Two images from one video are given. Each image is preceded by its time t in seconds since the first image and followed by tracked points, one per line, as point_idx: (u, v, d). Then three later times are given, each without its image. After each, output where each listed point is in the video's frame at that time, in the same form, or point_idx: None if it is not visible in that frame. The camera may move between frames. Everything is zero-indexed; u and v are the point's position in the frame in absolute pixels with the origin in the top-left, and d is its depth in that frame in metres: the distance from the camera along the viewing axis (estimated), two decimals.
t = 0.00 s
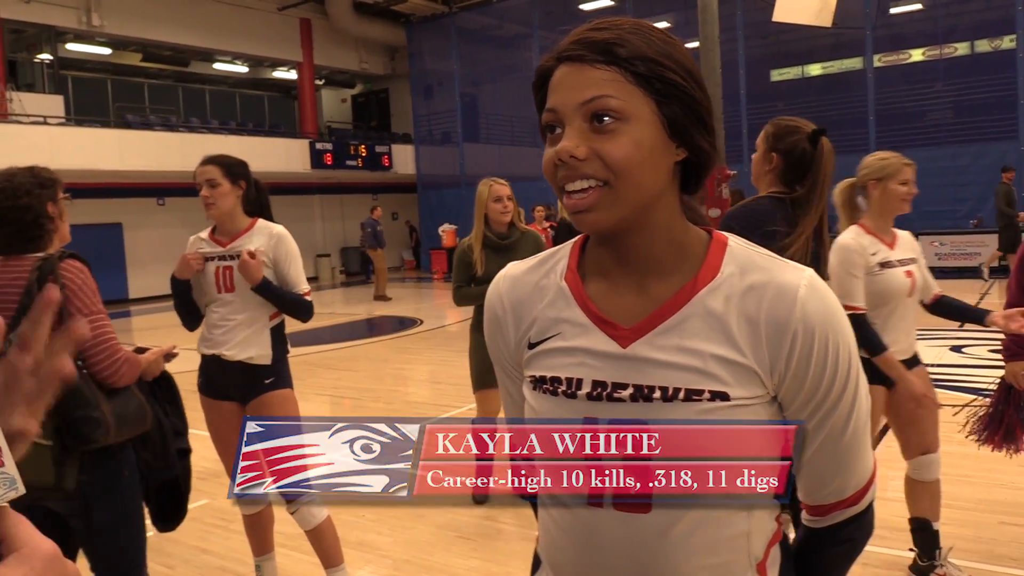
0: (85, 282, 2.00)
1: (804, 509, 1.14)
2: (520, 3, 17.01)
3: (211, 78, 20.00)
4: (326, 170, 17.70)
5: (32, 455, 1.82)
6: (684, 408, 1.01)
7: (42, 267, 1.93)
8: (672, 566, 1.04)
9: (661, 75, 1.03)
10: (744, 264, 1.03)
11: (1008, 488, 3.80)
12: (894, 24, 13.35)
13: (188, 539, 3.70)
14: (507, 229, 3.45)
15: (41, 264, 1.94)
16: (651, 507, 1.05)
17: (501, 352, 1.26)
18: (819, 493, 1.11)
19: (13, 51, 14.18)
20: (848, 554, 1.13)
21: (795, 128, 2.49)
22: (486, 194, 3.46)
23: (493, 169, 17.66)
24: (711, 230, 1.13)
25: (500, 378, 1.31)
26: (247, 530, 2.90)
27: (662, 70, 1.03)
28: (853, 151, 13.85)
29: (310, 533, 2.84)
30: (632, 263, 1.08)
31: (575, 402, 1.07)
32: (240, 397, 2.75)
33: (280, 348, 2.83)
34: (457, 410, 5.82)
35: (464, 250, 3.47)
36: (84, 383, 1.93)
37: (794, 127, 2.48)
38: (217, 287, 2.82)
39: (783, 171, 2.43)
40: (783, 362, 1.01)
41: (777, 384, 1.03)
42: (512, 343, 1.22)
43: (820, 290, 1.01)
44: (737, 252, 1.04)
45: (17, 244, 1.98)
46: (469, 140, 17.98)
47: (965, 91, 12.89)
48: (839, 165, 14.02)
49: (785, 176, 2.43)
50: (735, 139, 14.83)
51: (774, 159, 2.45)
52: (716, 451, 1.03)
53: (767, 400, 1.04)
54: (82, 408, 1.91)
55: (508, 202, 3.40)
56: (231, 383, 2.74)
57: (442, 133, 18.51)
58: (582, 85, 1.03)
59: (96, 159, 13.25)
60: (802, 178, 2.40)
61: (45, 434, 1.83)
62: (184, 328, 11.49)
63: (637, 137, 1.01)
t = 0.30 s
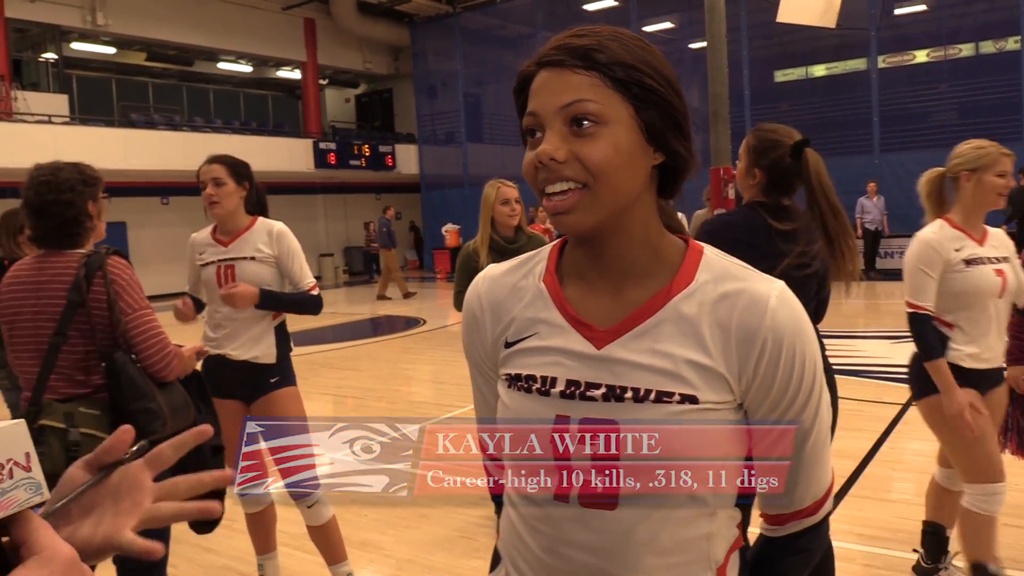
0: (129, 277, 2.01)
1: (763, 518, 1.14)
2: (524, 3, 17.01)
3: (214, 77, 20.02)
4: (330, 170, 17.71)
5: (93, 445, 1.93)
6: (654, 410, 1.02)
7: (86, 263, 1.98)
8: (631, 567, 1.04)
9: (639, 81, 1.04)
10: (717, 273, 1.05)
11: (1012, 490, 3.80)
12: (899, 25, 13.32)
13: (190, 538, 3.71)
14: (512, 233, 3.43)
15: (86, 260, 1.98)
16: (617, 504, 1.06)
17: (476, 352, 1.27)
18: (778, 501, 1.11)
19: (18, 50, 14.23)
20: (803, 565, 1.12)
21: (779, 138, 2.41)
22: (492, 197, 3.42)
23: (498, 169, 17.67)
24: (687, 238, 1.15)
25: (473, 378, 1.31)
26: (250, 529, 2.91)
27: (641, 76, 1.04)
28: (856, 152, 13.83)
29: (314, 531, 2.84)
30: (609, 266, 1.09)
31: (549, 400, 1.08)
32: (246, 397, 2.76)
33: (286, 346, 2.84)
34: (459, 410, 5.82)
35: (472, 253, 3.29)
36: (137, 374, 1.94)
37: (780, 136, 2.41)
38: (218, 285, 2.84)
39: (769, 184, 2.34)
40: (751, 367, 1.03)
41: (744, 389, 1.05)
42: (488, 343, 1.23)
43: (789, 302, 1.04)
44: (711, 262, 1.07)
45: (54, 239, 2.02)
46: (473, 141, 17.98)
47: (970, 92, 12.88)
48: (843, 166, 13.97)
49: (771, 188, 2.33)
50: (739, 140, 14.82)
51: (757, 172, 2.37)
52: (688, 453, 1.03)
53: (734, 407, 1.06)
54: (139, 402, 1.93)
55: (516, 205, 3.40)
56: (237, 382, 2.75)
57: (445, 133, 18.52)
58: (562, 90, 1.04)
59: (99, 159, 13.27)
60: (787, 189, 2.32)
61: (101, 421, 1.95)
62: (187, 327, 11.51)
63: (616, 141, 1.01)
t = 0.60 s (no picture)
0: (156, 274, 2.02)
1: (756, 516, 1.18)
2: (526, 2, 17.00)
3: (216, 76, 20.02)
4: (332, 170, 17.71)
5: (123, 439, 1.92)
6: (656, 410, 1.00)
7: (114, 261, 1.97)
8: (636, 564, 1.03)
9: (647, 84, 1.03)
10: (719, 275, 1.06)
11: (1013, 490, 3.79)
12: (901, 24, 13.29)
13: (193, 537, 3.72)
14: (510, 229, 3.42)
15: (113, 257, 1.97)
16: (619, 504, 1.03)
17: (468, 349, 1.24)
18: (773, 501, 1.14)
19: (20, 50, 14.29)
20: (796, 558, 1.17)
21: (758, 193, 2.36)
22: (488, 192, 3.43)
23: (499, 169, 17.68)
24: (686, 241, 1.15)
25: (463, 375, 1.29)
26: (253, 528, 2.93)
27: (649, 79, 1.03)
28: (858, 151, 13.81)
29: (318, 531, 2.88)
30: (611, 266, 1.09)
31: (549, 399, 1.06)
32: (254, 395, 2.78)
33: (289, 345, 2.83)
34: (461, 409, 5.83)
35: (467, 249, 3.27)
36: (167, 370, 1.96)
37: (760, 191, 2.37)
38: (221, 282, 2.83)
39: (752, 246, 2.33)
40: (753, 370, 1.04)
41: (745, 391, 1.05)
42: (481, 341, 1.21)
43: (790, 306, 1.04)
44: (713, 263, 1.07)
45: (77, 243, 2.00)
46: (474, 140, 17.96)
47: (973, 92, 12.86)
48: (845, 166, 13.93)
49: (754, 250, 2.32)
50: (742, 140, 14.83)
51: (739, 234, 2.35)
52: (692, 455, 1.01)
53: (735, 408, 1.06)
54: (170, 397, 1.95)
55: (513, 199, 3.39)
56: (246, 380, 2.77)
57: (447, 133, 18.52)
58: (570, 92, 1.03)
59: (102, 159, 13.29)
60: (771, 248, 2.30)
61: (130, 415, 1.95)
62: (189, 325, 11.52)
63: (623, 144, 1.01)
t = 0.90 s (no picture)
0: (162, 276, 2.01)
1: (802, 511, 1.13)
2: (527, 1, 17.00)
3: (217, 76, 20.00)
4: (334, 169, 17.70)
5: (136, 446, 1.84)
6: (693, 409, 0.97)
7: (120, 264, 1.97)
8: (680, 566, 1.00)
9: (677, 69, 1.03)
10: (754, 265, 1.03)
11: (1017, 488, 3.79)
12: (903, 22, 13.28)
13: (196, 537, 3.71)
14: (513, 228, 3.41)
15: (119, 260, 1.98)
16: (658, 509, 1.00)
17: (497, 348, 1.23)
18: (820, 498, 1.10)
19: (21, 49, 14.32)
20: (845, 554, 1.11)
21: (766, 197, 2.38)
22: (492, 189, 3.38)
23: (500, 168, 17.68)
24: (718, 233, 1.12)
25: (493, 378, 1.27)
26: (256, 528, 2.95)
27: (679, 65, 1.03)
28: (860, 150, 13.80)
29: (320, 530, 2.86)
30: (642, 258, 1.07)
31: (581, 400, 1.03)
32: (252, 396, 2.75)
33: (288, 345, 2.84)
34: (463, 408, 5.81)
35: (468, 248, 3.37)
36: (176, 375, 1.96)
37: (769, 192, 2.39)
38: (222, 284, 2.81)
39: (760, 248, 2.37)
40: (794, 363, 1.00)
41: (785, 385, 1.02)
42: (511, 340, 1.19)
43: (829, 295, 1.01)
44: (746, 254, 1.04)
45: (88, 236, 2.01)
46: (475, 140, 17.94)
47: (974, 90, 12.87)
48: (847, 164, 13.91)
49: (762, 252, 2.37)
50: (743, 139, 14.80)
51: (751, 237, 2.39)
52: (730, 458, 0.98)
53: (775, 403, 1.03)
54: (181, 401, 1.95)
55: (517, 199, 3.36)
56: (245, 380, 2.75)
57: (448, 132, 18.52)
58: (599, 78, 1.03)
59: (103, 158, 13.28)
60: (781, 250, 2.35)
61: (142, 421, 1.89)
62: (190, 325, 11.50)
63: (653, 130, 1.00)
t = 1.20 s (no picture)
0: (168, 278, 2.01)
1: (856, 520, 1.09)
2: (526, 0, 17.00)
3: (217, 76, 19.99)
4: (334, 169, 17.69)
5: (138, 448, 1.89)
6: (718, 410, 0.96)
7: (125, 265, 1.98)
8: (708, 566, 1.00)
9: (698, 61, 1.01)
10: (784, 261, 1.01)
11: (1019, 485, 3.78)
12: (903, 19, 13.28)
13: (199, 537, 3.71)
14: (518, 226, 3.40)
15: (125, 261, 1.98)
16: (684, 513, 1.00)
17: (534, 352, 1.24)
18: (871, 504, 1.06)
19: (22, 51, 14.34)
20: (905, 566, 1.06)
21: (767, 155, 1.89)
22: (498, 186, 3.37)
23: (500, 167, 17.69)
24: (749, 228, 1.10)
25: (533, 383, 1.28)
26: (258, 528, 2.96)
27: (699, 58, 1.01)
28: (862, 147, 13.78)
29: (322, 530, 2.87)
30: (669, 257, 1.05)
31: (607, 401, 1.03)
32: (253, 394, 2.73)
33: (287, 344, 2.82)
34: (464, 408, 5.81)
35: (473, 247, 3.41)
36: (180, 376, 1.96)
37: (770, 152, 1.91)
38: (221, 285, 2.81)
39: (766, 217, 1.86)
40: (826, 362, 0.97)
41: (819, 385, 0.99)
42: (545, 344, 1.20)
43: (862, 288, 0.98)
44: (777, 250, 1.02)
45: (92, 237, 2.00)
46: (476, 139, 17.96)
47: (975, 87, 12.87)
48: (849, 161, 13.90)
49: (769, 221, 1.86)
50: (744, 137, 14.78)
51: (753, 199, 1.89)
52: (758, 459, 0.96)
53: (809, 405, 1.00)
54: (183, 403, 1.94)
55: (522, 198, 3.34)
56: (246, 378, 2.72)
57: (448, 131, 18.51)
58: (616, 76, 1.02)
59: (104, 159, 13.27)
60: (786, 211, 1.86)
61: (145, 423, 1.93)
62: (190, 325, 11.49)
63: (674, 126, 0.99)
